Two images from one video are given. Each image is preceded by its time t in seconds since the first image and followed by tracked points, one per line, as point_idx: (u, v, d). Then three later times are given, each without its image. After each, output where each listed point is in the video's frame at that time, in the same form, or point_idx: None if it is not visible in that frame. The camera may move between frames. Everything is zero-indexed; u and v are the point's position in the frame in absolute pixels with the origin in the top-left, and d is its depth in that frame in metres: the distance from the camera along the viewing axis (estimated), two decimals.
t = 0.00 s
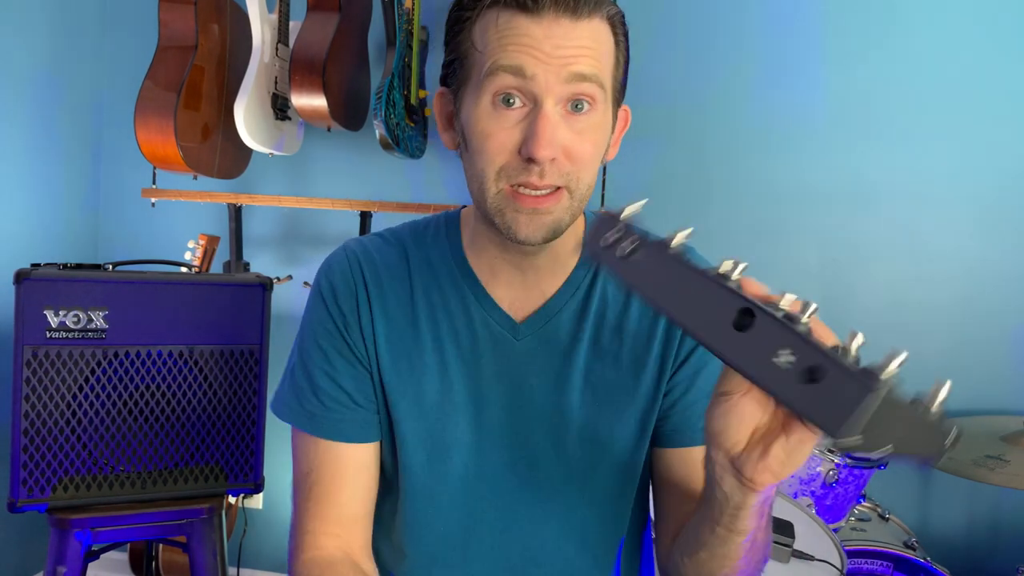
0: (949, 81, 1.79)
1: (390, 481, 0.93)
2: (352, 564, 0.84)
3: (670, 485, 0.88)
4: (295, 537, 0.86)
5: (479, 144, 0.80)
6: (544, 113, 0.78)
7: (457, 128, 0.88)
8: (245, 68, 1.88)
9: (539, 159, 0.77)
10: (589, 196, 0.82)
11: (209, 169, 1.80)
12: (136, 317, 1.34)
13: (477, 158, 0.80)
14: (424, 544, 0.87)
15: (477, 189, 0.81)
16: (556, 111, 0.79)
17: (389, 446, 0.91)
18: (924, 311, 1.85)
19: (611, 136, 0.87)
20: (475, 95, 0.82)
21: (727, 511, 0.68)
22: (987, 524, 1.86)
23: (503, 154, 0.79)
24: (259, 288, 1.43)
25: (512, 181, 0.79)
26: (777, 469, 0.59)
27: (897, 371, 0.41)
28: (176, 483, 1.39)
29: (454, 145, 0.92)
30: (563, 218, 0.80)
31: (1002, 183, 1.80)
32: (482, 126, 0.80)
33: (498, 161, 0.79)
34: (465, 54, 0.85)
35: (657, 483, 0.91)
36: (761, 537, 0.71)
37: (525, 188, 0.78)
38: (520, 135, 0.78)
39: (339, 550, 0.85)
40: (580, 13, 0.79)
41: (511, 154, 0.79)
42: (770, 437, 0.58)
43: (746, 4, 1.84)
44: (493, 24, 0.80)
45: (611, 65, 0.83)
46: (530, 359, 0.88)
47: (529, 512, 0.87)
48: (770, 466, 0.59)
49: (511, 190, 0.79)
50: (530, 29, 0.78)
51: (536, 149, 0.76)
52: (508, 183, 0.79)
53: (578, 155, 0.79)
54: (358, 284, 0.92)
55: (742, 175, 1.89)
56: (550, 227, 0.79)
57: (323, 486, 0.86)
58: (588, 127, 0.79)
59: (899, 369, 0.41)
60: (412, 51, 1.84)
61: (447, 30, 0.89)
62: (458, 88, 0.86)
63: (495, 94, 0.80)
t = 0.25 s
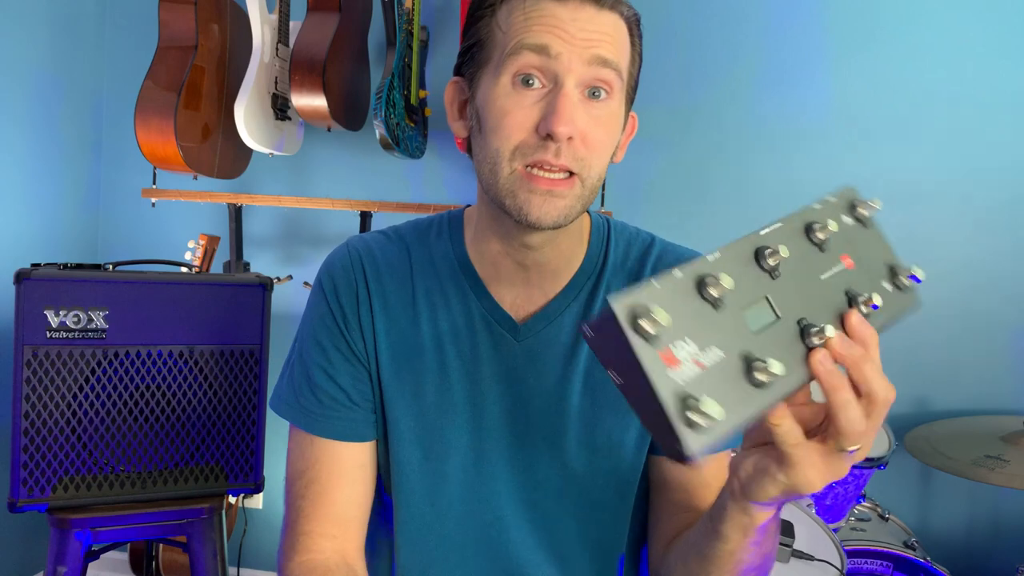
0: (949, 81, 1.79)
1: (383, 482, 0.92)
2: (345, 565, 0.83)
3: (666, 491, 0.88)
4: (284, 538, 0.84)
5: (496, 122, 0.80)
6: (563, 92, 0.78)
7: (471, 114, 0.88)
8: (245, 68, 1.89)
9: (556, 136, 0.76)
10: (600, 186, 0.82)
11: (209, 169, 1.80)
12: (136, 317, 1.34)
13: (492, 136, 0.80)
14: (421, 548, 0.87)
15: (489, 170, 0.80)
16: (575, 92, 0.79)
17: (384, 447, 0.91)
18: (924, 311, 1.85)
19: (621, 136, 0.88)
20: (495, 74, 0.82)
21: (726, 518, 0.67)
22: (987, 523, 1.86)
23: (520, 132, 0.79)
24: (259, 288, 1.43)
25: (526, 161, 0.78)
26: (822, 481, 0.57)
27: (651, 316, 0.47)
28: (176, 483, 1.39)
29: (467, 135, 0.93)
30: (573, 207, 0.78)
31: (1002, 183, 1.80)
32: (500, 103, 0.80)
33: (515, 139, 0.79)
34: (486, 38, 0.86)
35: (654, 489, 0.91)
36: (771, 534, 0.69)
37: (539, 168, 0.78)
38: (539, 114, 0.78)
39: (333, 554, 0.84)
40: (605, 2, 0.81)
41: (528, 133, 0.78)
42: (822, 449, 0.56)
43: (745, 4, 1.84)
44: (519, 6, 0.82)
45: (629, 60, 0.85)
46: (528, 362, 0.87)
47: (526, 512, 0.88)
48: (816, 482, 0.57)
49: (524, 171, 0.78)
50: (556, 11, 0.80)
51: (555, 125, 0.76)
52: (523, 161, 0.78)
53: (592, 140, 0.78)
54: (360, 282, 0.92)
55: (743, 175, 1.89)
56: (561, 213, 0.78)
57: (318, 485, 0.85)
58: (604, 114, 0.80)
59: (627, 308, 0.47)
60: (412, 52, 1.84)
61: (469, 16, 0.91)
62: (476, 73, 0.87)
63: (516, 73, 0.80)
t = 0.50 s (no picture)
0: (949, 81, 1.79)
1: (385, 479, 0.92)
2: (347, 565, 0.82)
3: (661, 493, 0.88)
4: (286, 536, 0.83)
5: (511, 124, 0.80)
6: (580, 96, 0.78)
7: (485, 115, 0.88)
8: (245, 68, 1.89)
9: (573, 140, 0.75)
10: (613, 191, 0.81)
11: (209, 169, 1.80)
12: (136, 317, 1.34)
13: (508, 139, 0.80)
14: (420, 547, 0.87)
15: (505, 172, 0.80)
16: (592, 95, 0.78)
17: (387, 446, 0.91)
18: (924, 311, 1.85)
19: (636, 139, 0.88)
20: (511, 76, 0.82)
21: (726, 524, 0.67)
22: (987, 523, 1.86)
23: (536, 136, 0.78)
24: (259, 288, 1.43)
25: (542, 164, 0.77)
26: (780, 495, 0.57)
27: (599, 270, 0.57)
28: (176, 483, 1.39)
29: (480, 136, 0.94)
30: (586, 209, 0.78)
31: (1002, 183, 1.80)
32: (516, 105, 0.80)
33: (531, 142, 0.78)
34: (502, 37, 0.86)
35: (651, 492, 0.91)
36: (754, 542, 0.67)
37: (554, 171, 0.76)
38: (554, 118, 0.78)
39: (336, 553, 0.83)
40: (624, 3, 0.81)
41: (544, 136, 0.78)
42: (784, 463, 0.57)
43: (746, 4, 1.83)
44: (536, 6, 0.82)
45: (644, 62, 0.85)
46: (533, 366, 0.87)
47: (525, 509, 0.88)
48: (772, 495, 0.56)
49: (540, 172, 0.77)
50: (574, 12, 0.79)
51: (571, 129, 0.75)
52: (539, 164, 0.77)
53: (608, 145, 0.78)
54: (367, 279, 0.92)
55: (743, 175, 1.88)
56: (575, 215, 0.77)
57: (321, 483, 0.84)
58: (620, 118, 0.80)
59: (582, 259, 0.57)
60: (412, 52, 1.84)
61: (484, 17, 0.92)
62: (491, 73, 0.87)
63: (532, 75, 0.80)
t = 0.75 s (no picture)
0: (949, 81, 1.79)
1: (390, 481, 0.92)
2: (354, 565, 0.82)
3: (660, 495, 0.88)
4: (293, 537, 0.83)
5: (516, 134, 0.80)
6: (585, 102, 0.77)
7: (490, 122, 0.89)
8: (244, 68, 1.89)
9: (578, 149, 0.75)
10: (621, 196, 0.81)
11: (208, 169, 1.80)
12: (136, 317, 1.34)
13: (514, 149, 0.80)
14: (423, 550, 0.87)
15: (511, 184, 0.80)
16: (597, 101, 0.78)
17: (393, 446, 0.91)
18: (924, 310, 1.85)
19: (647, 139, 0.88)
20: (515, 82, 0.82)
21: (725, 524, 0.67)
22: (987, 523, 1.86)
23: (541, 146, 0.78)
24: (259, 288, 1.43)
25: (548, 175, 0.77)
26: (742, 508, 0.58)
27: (569, 252, 0.56)
28: (176, 483, 1.39)
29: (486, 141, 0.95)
30: (595, 220, 0.77)
31: (1002, 182, 1.80)
32: (520, 114, 0.80)
33: (536, 153, 0.78)
34: (506, 44, 0.86)
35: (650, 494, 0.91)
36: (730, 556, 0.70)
37: (562, 182, 0.77)
38: (558, 126, 0.78)
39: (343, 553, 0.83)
40: (628, 5, 0.81)
41: (548, 146, 0.78)
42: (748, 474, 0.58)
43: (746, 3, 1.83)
44: (537, 11, 0.81)
45: (652, 61, 0.84)
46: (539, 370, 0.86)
47: (529, 510, 0.88)
48: (733, 506, 0.58)
49: (547, 185, 0.77)
50: (577, 15, 0.78)
51: (576, 138, 0.75)
52: (545, 176, 0.77)
53: (615, 151, 0.78)
54: (374, 279, 0.93)
55: (743, 175, 1.88)
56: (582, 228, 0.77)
57: (328, 482, 0.84)
58: (627, 123, 0.79)
59: (554, 240, 0.57)
60: (412, 52, 1.84)
61: (488, 21, 0.92)
62: (495, 79, 0.87)
63: (536, 82, 0.80)
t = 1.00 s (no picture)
0: (949, 80, 1.79)
1: (391, 482, 0.92)
2: (355, 567, 0.81)
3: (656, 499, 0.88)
4: (294, 540, 0.82)
5: (523, 143, 0.81)
6: (592, 110, 0.77)
7: (495, 128, 0.89)
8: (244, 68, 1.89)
9: (586, 160, 0.76)
10: (630, 204, 0.82)
11: (208, 169, 1.80)
12: (136, 317, 1.34)
13: (521, 159, 0.81)
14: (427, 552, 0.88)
15: (517, 191, 0.82)
16: (605, 109, 0.77)
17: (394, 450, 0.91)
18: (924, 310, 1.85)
19: (656, 143, 0.88)
20: (522, 89, 0.82)
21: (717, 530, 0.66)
22: (987, 523, 1.86)
23: (548, 155, 0.79)
24: (259, 288, 1.43)
25: (554, 185, 0.78)
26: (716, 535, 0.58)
27: (537, 261, 0.53)
28: (176, 483, 1.39)
29: (491, 145, 0.95)
30: (601, 227, 0.79)
31: (1002, 181, 1.79)
32: (527, 122, 0.80)
33: (542, 162, 0.79)
34: (512, 48, 0.86)
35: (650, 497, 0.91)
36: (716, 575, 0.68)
37: (567, 191, 0.78)
38: (566, 135, 0.78)
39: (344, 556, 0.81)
40: (636, 10, 0.80)
41: (556, 155, 0.78)
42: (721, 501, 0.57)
43: (746, 3, 1.83)
44: (545, 15, 0.80)
45: (661, 67, 0.84)
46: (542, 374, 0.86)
47: (529, 511, 0.88)
48: (705, 535, 0.57)
49: (553, 193, 0.78)
50: (584, 21, 0.78)
51: (584, 149, 0.75)
52: (551, 185, 0.78)
53: (623, 160, 0.78)
54: (376, 280, 0.93)
55: (743, 175, 1.88)
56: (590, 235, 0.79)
57: (328, 483, 0.84)
58: (635, 132, 0.79)
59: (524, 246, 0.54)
60: (412, 51, 1.84)
61: (492, 21, 0.91)
62: (501, 84, 0.87)
63: (543, 89, 0.80)
